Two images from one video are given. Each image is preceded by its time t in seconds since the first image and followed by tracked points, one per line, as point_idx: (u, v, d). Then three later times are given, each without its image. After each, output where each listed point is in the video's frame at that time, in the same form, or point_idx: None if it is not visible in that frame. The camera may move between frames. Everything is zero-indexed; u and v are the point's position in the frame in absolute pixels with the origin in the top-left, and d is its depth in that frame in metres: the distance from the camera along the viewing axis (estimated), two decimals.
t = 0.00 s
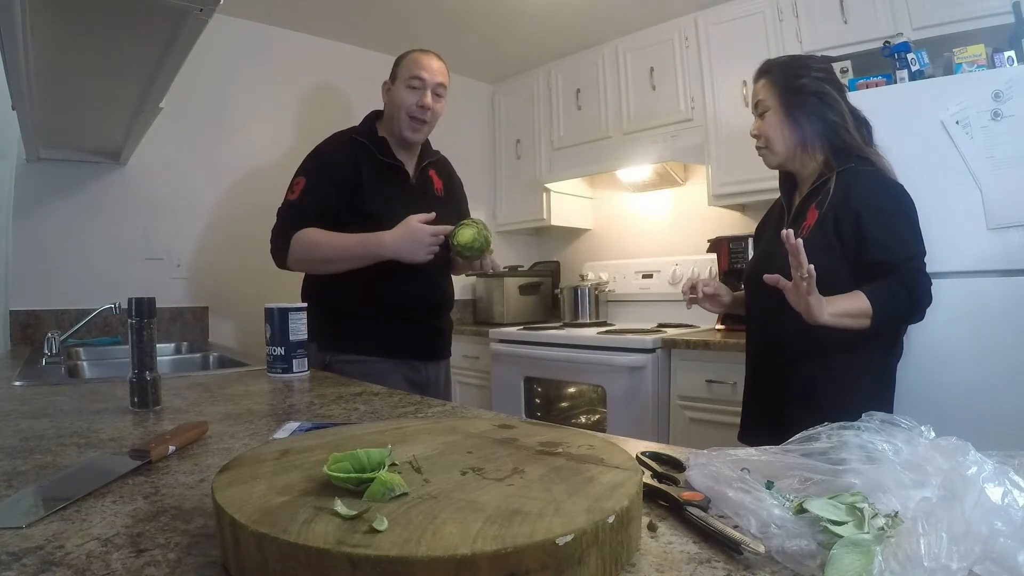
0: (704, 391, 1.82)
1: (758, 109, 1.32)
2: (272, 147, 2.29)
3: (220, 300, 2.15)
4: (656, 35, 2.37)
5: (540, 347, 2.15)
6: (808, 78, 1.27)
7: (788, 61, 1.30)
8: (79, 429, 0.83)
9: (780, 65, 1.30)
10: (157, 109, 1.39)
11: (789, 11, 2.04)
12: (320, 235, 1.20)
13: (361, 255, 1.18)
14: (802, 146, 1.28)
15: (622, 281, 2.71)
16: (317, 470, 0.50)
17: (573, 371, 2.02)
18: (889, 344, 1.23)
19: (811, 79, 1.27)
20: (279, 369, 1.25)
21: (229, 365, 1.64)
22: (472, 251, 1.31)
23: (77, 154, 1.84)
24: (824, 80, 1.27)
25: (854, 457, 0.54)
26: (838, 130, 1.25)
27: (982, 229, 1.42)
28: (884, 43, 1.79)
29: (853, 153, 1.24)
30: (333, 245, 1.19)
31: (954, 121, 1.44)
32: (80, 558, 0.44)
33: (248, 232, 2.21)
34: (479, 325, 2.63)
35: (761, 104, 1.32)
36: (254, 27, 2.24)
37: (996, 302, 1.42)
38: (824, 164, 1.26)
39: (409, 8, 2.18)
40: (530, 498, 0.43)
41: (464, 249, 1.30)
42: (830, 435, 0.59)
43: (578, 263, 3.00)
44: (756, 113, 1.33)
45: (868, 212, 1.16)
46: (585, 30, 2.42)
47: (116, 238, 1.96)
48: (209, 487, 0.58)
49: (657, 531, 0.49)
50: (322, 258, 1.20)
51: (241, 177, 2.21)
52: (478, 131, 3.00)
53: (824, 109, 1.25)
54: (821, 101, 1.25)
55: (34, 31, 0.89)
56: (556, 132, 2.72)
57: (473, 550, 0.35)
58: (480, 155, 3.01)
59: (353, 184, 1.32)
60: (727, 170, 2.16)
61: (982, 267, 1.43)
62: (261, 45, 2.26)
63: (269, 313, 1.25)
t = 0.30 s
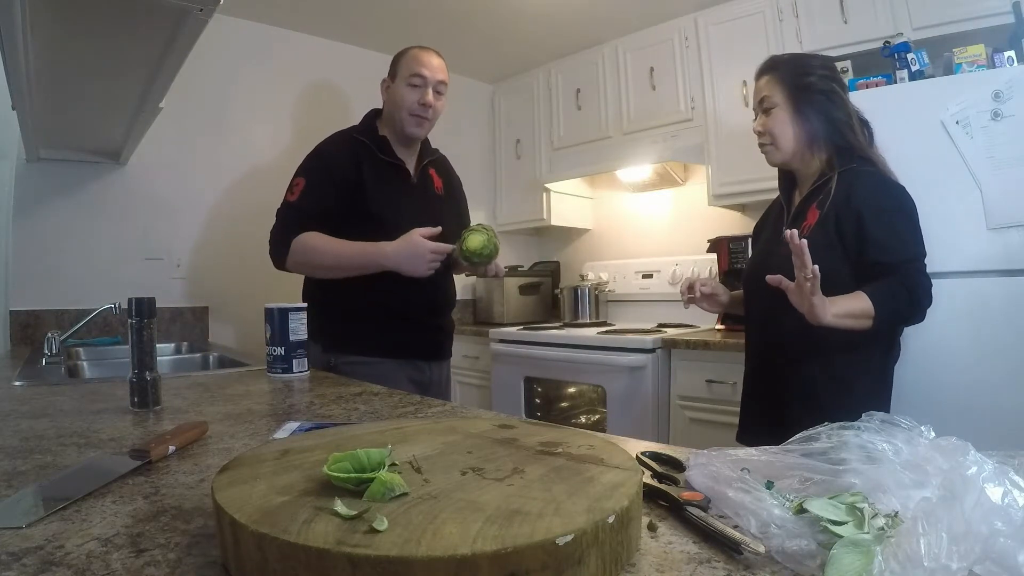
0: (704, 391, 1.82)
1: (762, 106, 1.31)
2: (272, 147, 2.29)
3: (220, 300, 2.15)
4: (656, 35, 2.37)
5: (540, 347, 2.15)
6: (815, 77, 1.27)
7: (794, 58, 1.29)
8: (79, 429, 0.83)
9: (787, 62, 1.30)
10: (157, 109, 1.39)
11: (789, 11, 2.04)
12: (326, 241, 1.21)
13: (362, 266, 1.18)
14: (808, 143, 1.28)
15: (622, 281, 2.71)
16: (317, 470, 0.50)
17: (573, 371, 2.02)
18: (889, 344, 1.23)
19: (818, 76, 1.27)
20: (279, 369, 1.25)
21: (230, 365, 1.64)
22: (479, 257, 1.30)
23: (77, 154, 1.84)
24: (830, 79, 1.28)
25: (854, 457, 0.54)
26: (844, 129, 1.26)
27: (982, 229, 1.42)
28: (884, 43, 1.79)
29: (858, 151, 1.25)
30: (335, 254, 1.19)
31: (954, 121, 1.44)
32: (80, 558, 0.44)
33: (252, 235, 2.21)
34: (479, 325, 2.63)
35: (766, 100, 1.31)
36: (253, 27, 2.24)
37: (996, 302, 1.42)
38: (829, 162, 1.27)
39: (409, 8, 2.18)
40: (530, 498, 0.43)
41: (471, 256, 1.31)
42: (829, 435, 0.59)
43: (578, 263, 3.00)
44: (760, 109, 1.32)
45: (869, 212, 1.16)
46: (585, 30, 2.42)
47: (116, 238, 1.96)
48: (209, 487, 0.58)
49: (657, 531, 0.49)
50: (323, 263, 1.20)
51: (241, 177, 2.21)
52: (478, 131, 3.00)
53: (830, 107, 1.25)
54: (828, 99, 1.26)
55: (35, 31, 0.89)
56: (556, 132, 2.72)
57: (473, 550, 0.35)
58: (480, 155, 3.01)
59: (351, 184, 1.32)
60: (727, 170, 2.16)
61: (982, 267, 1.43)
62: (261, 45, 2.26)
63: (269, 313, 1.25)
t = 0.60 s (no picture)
0: (704, 391, 1.82)
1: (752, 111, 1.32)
2: (272, 147, 2.29)
3: (220, 300, 2.15)
4: (656, 35, 2.37)
5: (540, 347, 2.15)
6: (802, 79, 1.26)
7: (782, 61, 1.30)
8: (79, 429, 0.83)
9: (775, 66, 1.30)
10: (157, 109, 1.39)
11: (789, 11, 2.04)
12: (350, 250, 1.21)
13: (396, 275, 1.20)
14: (791, 147, 1.28)
15: (622, 281, 2.71)
16: (317, 470, 0.50)
17: (573, 371, 2.02)
18: (889, 343, 1.23)
19: (803, 79, 1.26)
20: (279, 369, 1.25)
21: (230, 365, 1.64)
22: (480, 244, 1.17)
23: (78, 154, 1.84)
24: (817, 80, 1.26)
25: (854, 457, 0.54)
26: (830, 133, 1.25)
27: (982, 228, 1.42)
28: (884, 43, 1.79)
29: (847, 154, 1.24)
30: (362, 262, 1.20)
31: (954, 121, 1.44)
32: (81, 558, 0.44)
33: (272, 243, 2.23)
34: (479, 325, 2.63)
35: (755, 105, 1.32)
36: (253, 27, 2.24)
37: (995, 302, 1.42)
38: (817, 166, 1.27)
39: (409, 8, 2.18)
40: (530, 498, 0.43)
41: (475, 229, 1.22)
42: (829, 435, 0.59)
43: (578, 263, 3.00)
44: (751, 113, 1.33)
45: (864, 213, 1.16)
46: (584, 30, 2.42)
47: (116, 238, 1.96)
48: (208, 487, 0.58)
49: (657, 531, 0.49)
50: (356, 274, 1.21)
51: (241, 177, 2.21)
52: (478, 131, 3.00)
53: (817, 109, 1.25)
54: (809, 103, 1.25)
55: (35, 31, 0.89)
56: (556, 132, 2.72)
57: (473, 550, 0.35)
58: (480, 155, 3.01)
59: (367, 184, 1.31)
60: (727, 170, 2.16)
61: (982, 267, 1.43)
62: (261, 45, 2.26)
63: (269, 313, 1.24)
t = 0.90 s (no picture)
0: (704, 391, 1.82)
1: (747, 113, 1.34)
2: (272, 147, 2.29)
3: (220, 300, 2.15)
4: (656, 35, 2.37)
5: (540, 347, 2.15)
6: (792, 79, 1.26)
7: (773, 65, 1.30)
8: (79, 429, 0.83)
9: (769, 67, 1.30)
10: (157, 109, 1.39)
11: (789, 11, 2.04)
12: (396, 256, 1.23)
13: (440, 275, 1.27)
14: (778, 150, 1.29)
15: (622, 281, 2.71)
16: (317, 470, 0.50)
17: (573, 371, 2.02)
18: (888, 343, 1.23)
19: (788, 84, 1.26)
20: (279, 369, 1.25)
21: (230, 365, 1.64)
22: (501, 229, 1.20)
23: (78, 154, 1.84)
24: (802, 84, 1.26)
25: (854, 457, 0.54)
26: (812, 137, 1.26)
27: (982, 228, 1.42)
28: (884, 43, 1.79)
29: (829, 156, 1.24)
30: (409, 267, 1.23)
31: (954, 121, 1.44)
32: (81, 558, 0.44)
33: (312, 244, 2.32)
34: (479, 325, 2.63)
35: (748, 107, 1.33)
36: (253, 27, 2.24)
37: (995, 302, 1.42)
38: (801, 170, 1.28)
39: (409, 8, 2.18)
40: (530, 498, 0.43)
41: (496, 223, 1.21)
42: (829, 435, 0.59)
43: (578, 263, 3.00)
44: (746, 115, 1.34)
45: (844, 211, 1.16)
46: (585, 30, 2.42)
47: (116, 238, 1.96)
48: (209, 487, 0.58)
49: (657, 531, 0.49)
50: (402, 279, 1.25)
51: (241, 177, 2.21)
52: (477, 131, 3.00)
53: (804, 110, 1.25)
54: (791, 108, 1.25)
55: (34, 30, 0.89)
56: (556, 132, 2.72)
57: (473, 550, 0.35)
58: (480, 155, 3.01)
59: (402, 187, 1.31)
60: (727, 170, 2.15)
61: (982, 267, 1.43)
62: (260, 44, 2.26)
63: (269, 313, 1.24)
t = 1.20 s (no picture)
0: (704, 392, 1.82)
1: (746, 114, 1.34)
2: (272, 147, 2.29)
3: (220, 300, 2.15)
4: (656, 35, 2.38)
5: (540, 347, 2.15)
6: (790, 79, 1.26)
7: (772, 66, 1.30)
8: (79, 429, 0.83)
9: (768, 67, 1.31)
10: (157, 109, 1.39)
11: (789, 11, 2.04)
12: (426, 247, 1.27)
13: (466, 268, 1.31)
14: (776, 150, 1.29)
15: (622, 281, 2.71)
16: (317, 470, 0.50)
17: (573, 371, 2.02)
18: (887, 343, 1.24)
19: (785, 86, 1.26)
20: (278, 369, 1.25)
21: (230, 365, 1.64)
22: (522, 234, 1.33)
23: (78, 154, 1.84)
24: (799, 86, 1.25)
25: (854, 457, 0.54)
26: (809, 138, 1.25)
27: (981, 228, 1.42)
28: (883, 43, 1.79)
29: (824, 157, 1.23)
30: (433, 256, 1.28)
31: (954, 121, 1.44)
32: (80, 558, 0.44)
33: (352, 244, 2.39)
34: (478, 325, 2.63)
35: (747, 107, 1.33)
36: (253, 27, 2.24)
37: (996, 302, 1.42)
38: (798, 171, 1.28)
39: (409, 7, 2.18)
40: (531, 498, 0.43)
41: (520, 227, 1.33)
42: (829, 435, 0.59)
43: (578, 263, 3.00)
44: (745, 116, 1.34)
45: (834, 211, 1.16)
46: (585, 30, 2.42)
47: (115, 238, 1.96)
48: (208, 487, 0.58)
49: (657, 531, 0.49)
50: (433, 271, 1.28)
51: (241, 177, 2.21)
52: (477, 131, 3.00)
53: (802, 111, 1.25)
54: (787, 110, 1.25)
55: (34, 30, 0.89)
56: (556, 132, 2.72)
57: (473, 550, 0.35)
58: (480, 155, 3.01)
59: (431, 184, 1.37)
60: (727, 170, 2.15)
61: (982, 267, 1.43)
62: (260, 44, 2.26)
63: (268, 313, 1.25)
